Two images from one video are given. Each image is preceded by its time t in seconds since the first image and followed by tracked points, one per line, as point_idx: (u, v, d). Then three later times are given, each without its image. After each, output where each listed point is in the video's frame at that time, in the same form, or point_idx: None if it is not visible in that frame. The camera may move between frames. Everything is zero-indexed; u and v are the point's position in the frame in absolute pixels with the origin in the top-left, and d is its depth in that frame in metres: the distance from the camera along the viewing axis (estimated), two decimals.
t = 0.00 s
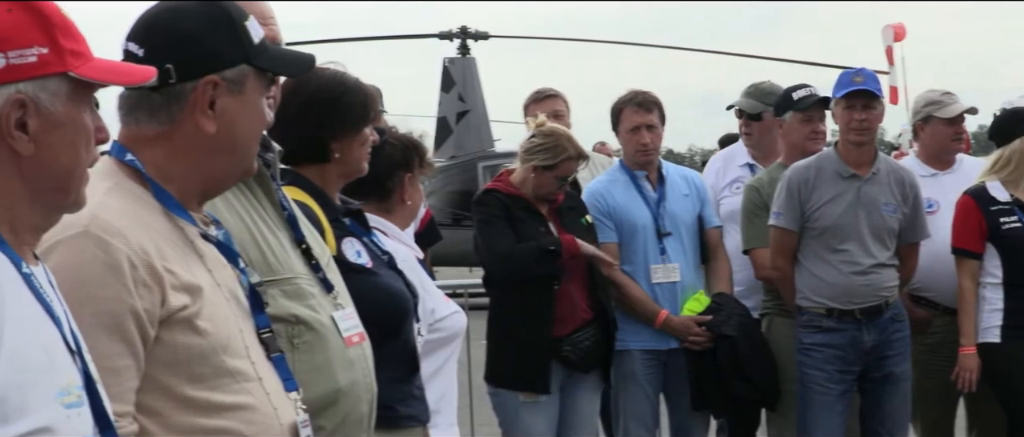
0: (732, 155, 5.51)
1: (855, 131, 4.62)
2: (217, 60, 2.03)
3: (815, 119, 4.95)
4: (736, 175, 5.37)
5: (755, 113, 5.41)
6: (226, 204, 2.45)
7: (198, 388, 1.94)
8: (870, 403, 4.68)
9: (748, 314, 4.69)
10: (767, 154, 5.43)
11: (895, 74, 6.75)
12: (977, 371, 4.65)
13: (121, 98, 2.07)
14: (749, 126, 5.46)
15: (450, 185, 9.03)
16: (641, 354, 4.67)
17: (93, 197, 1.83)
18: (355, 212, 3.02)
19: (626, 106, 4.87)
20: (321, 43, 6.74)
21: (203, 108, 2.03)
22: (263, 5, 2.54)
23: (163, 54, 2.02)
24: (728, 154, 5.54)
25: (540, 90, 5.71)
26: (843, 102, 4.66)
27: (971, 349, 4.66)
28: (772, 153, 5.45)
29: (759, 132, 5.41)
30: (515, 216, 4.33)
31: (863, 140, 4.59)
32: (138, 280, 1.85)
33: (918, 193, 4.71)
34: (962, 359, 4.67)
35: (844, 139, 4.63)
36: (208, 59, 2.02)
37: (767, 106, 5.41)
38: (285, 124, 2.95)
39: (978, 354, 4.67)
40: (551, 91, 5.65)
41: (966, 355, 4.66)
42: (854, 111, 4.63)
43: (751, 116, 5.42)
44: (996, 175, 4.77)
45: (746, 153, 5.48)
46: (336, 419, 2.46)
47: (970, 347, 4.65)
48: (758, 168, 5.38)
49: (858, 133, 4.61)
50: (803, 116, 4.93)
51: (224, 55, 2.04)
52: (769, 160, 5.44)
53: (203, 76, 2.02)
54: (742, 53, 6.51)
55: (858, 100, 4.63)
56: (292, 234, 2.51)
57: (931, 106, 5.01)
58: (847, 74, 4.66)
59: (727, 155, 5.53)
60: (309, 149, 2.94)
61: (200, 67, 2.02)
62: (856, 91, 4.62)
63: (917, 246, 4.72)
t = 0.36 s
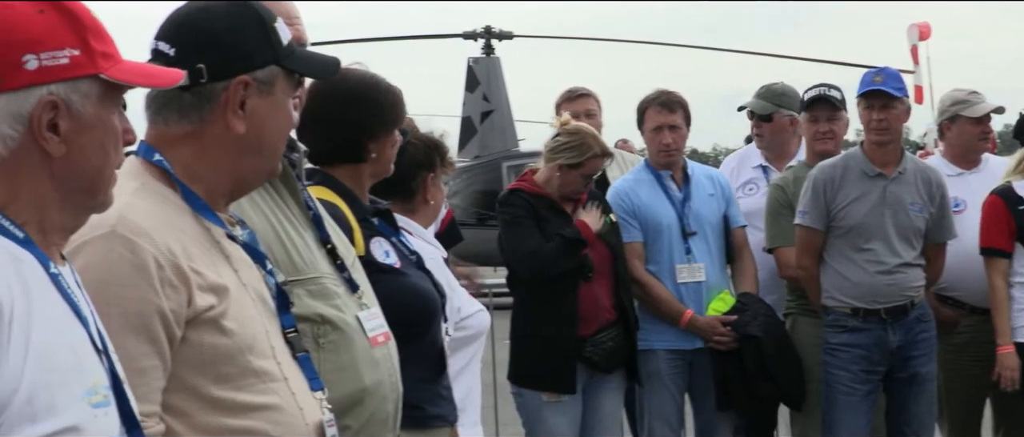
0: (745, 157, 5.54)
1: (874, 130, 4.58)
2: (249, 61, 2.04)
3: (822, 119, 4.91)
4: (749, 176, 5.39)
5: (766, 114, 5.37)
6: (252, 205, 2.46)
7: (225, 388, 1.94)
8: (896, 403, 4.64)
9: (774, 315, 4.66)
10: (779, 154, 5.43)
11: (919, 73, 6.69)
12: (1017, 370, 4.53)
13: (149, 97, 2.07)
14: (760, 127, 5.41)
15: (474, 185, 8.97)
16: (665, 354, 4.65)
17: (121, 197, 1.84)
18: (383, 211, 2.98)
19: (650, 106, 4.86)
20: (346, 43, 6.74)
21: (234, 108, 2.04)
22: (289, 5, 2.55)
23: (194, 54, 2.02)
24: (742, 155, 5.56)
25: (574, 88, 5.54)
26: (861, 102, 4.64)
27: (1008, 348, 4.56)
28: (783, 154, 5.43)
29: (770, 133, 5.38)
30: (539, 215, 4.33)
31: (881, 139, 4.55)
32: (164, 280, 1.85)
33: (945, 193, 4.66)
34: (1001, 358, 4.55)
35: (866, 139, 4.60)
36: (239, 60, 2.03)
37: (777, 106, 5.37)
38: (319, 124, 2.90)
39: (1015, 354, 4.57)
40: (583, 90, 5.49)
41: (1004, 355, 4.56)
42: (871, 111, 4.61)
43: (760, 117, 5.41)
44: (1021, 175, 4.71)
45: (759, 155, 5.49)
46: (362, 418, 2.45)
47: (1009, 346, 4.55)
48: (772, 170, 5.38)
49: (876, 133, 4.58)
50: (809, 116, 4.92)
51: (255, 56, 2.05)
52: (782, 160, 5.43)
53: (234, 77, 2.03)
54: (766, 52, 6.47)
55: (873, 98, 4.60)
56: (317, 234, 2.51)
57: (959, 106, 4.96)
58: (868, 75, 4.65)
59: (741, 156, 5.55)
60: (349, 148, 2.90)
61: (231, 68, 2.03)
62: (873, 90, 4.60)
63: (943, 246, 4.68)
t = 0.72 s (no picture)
0: (761, 157, 5.50)
1: (898, 130, 4.55)
2: (277, 61, 2.04)
3: (839, 120, 4.90)
4: (764, 175, 5.36)
5: (779, 113, 5.32)
6: (277, 204, 2.45)
7: (250, 387, 1.95)
8: (921, 402, 4.60)
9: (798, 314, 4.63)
10: (794, 154, 5.38)
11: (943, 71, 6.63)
12: None
13: (175, 96, 2.07)
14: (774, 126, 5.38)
15: (498, 184, 8.93)
16: (690, 352, 4.63)
17: (147, 196, 1.84)
18: (413, 211, 2.99)
19: (674, 105, 4.83)
20: (370, 42, 6.74)
21: (262, 108, 2.04)
22: (314, 3, 2.55)
23: (222, 53, 2.02)
24: (758, 155, 5.52)
25: (599, 87, 5.43)
26: (885, 101, 4.62)
27: None
28: (798, 154, 5.38)
29: (785, 132, 5.33)
30: (564, 213, 4.32)
31: (903, 138, 4.52)
32: (190, 280, 1.85)
33: (971, 191, 4.62)
34: None
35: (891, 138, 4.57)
36: (267, 60, 2.04)
37: (791, 106, 5.31)
38: (351, 126, 2.88)
39: None
40: (613, 88, 5.39)
41: None
42: (894, 110, 4.58)
43: (774, 117, 5.36)
44: None
45: (774, 154, 5.45)
46: (386, 417, 2.46)
47: None
48: (786, 170, 5.34)
49: (900, 132, 4.54)
50: (826, 118, 4.94)
51: (284, 56, 2.05)
52: (797, 160, 5.38)
53: (262, 76, 2.03)
54: (791, 51, 6.42)
55: (894, 97, 4.58)
56: (341, 233, 2.51)
57: (987, 103, 4.94)
58: (891, 74, 4.62)
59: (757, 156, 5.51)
60: (381, 149, 2.87)
61: (260, 67, 2.03)
62: (896, 89, 4.57)
63: (969, 245, 4.64)
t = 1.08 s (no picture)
0: (780, 155, 5.44)
1: (922, 128, 4.51)
2: (305, 60, 2.05)
3: (861, 119, 4.87)
4: (783, 174, 5.32)
5: (803, 111, 5.25)
6: (301, 202, 2.45)
7: (276, 386, 1.95)
8: (947, 400, 4.56)
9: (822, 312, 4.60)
10: (814, 153, 5.31)
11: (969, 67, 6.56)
12: None
13: (202, 93, 2.08)
14: (797, 124, 5.30)
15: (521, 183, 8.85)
16: (713, 351, 4.61)
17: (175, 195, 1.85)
18: (442, 209, 2.98)
19: (698, 103, 4.80)
20: (393, 40, 6.72)
21: (289, 107, 2.05)
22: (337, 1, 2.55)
23: (251, 51, 2.02)
24: (777, 152, 5.46)
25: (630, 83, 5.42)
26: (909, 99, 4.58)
27: None
28: (818, 152, 5.32)
29: (808, 130, 5.27)
30: (588, 211, 4.30)
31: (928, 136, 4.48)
32: (216, 278, 1.86)
33: (997, 189, 4.58)
34: None
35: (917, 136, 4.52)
36: (295, 59, 2.04)
37: (814, 104, 5.26)
38: (384, 124, 2.88)
39: None
40: (640, 85, 5.38)
41: None
42: (918, 108, 4.54)
43: (796, 114, 5.29)
44: None
45: (794, 153, 5.39)
46: (411, 416, 2.46)
47: None
48: (806, 170, 5.29)
49: (924, 130, 4.50)
50: (849, 117, 4.90)
51: (311, 55, 2.06)
52: (816, 160, 5.31)
53: (289, 75, 2.04)
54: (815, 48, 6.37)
55: (919, 95, 4.52)
56: (366, 231, 2.51)
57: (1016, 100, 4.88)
58: (915, 73, 4.56)
59: (776, 154, 5.46)
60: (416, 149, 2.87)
61: (288, 66, 2.03)
62: (921, 87, 4.52)
63: (995, 243, 4.60)
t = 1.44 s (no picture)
0: (804, 153, 5.41)
1: (945, 126, 4.47)
2: (331, 60, 2.05)
3: (883, 117, 4.84)
4: (806, 173, 5.28)
5: (833, 109, 5.19)
6: (325, 202, 2.46)
7: (300, 385, 1.96)
8: (971, 400, 4.52)
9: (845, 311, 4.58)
10: (838, 151, 5.27)
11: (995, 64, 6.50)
12: None
13: (227, 93, 2.09)
14: (825, 122, 5.23)
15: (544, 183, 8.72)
16: (736, 350, 4.59)
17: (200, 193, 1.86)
18: (467, 209, 2.99)
19: (720, 102, 4.79)
20: (415, 39, 6.74)
21: (315, 106, 2.05)
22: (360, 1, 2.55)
23: (278, 50, 2.03)
24: (800, 151, 5.43)
25: (654, 82, 5.40)
26: (933, 97, 4.54)
27: None
28: (842, 151, 5.27)
29: (837, 128, 5.22)
30: (611, 209, 4.30)
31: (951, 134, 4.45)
32: (241, 277, 1.86)
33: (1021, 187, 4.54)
34: None
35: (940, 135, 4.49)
36: (321, 59, 2.05)
37: (842, 101, 5.22)
38: (413, 122, 2.87)
39: None
40: (664, 84, 5.36)
41: None
42: (942, 106, 4.50)
43: (825, 111, 5.22)
44: None
45: (817, 151, 5.35)
46: (434, 415, 2.46)
47: None
48: (828, 169, 5.25)
49: (946, 128, 4.47)
50: (870, 116, 4.87)
51: (337, 54, 2.06)
52: (840, 159, 5.28)
53: (315, 75, 2.04)
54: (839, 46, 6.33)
55: (942, 93, 4.48)
56: (388, 231, 2.51)
57: None
58: (938, 71, 4.52)
59: (799, 152, 5.42)
60: (445, 147, 2.87)
61: (314, 66, 2.04)
62: (945, 85, 4.47)
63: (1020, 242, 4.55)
